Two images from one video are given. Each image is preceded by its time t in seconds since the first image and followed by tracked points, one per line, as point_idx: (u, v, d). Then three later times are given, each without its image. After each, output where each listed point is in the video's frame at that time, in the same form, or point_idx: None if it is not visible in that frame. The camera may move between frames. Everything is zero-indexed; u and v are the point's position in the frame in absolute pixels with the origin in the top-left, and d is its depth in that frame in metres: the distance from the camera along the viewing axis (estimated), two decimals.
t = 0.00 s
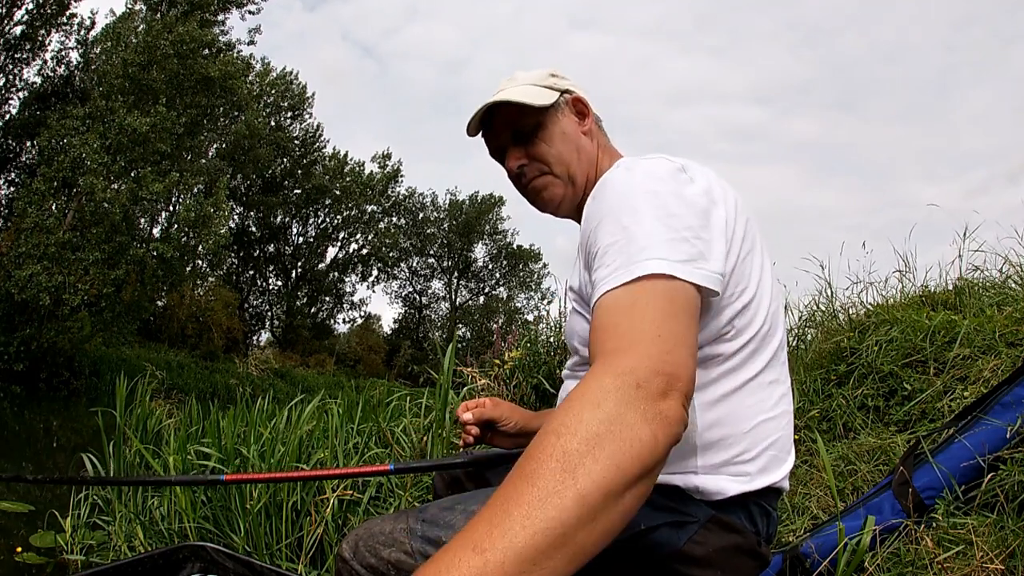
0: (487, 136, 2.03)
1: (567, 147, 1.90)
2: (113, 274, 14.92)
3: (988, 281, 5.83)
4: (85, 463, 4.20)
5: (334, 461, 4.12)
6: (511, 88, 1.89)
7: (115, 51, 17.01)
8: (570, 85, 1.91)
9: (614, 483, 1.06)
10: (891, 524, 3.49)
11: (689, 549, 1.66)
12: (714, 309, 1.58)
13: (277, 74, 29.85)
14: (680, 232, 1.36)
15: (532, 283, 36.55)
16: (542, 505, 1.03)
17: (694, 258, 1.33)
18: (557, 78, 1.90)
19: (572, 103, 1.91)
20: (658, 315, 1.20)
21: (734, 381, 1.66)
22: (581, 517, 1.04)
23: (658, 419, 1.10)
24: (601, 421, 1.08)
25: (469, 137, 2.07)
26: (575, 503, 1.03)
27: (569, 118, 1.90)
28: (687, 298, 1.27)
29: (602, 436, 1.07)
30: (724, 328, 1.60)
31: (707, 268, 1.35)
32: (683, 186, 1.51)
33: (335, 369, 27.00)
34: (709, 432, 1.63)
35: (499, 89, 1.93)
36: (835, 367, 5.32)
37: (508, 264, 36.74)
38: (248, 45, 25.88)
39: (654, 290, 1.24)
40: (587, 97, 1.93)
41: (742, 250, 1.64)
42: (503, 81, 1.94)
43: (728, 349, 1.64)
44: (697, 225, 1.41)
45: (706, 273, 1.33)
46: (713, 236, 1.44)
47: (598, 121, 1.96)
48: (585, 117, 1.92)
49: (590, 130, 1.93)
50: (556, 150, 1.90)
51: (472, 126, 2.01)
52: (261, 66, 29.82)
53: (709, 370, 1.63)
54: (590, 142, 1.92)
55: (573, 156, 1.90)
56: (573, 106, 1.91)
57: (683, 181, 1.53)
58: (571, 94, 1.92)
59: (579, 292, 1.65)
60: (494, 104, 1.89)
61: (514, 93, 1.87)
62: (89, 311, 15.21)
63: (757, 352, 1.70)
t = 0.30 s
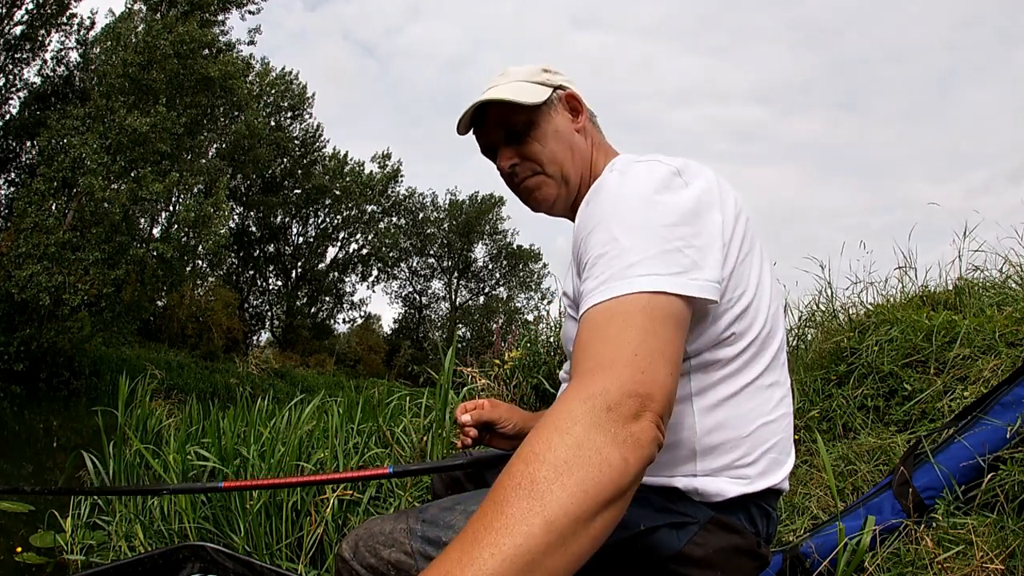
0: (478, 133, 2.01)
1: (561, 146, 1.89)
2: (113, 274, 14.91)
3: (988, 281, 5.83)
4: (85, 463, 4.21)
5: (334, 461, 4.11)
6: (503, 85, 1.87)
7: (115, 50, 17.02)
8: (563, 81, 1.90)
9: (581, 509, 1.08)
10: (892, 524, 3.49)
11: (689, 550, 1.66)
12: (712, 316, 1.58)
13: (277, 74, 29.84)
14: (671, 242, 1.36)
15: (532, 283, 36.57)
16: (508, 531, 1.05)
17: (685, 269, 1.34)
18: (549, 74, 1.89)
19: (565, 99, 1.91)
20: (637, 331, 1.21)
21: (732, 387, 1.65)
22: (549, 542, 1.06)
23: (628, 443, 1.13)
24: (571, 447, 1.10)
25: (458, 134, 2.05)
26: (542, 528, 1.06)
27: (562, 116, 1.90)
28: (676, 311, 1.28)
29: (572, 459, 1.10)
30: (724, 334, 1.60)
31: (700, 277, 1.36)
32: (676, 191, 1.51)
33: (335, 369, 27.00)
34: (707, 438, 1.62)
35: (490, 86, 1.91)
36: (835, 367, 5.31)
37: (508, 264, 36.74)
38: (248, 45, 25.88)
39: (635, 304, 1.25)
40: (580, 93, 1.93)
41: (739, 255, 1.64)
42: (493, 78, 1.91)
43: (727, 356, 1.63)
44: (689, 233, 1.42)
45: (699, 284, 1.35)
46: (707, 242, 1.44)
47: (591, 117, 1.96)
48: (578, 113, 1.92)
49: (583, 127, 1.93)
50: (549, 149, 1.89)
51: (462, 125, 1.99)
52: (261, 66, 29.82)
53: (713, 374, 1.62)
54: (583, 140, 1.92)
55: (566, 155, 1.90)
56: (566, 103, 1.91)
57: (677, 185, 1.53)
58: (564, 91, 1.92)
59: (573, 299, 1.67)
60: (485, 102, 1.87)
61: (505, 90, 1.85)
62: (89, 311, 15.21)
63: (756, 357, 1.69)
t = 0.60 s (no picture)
0: (475, 134, 2.01)
1: (557, 146, 1.89)
2: (113, 274, 14.90)
3: (988, 281, 5.83)
4: (85, 463, 4.21)
5: (334, 462, 4.11)
6: (499, 85, 1.88)
7: (115, 50, 17.03)
8: (560, 81, 1.90)
9: (562, 513, 1.08)
10: (891, 524, 3.49)
11: (688, 550, 1.66)
12: (709, 318, 1.58)
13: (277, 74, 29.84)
14: (666, 244, 1.36)
15: (532, 283, 36.58)
16: (490, 536, 1.07)
17: (678, 271, 1.34)
18: (546, 74, 1.88)
19: (563, 98, 1.91)
20: (623, 334, 1.21)
21: (731, 388, 1.65)
22: (531, 547, 1.06)
23: (607, 449, 1.13)
24: (551, 452, 1.11)
25: (456, 136, 2.06)
26: (523, 532, 1.06)
27: (557, 116, 1.90)
28: (668, 315, 1.28)
29: (553, 464, 1.11)
30: (723, 336, 1.60)
31: (694, 281, 1.37)
32: (671, 192, 1.51)
33: (335, 369, 27.01)
34: (707, 438, 1.62)
35: (487, 85, 1.92)
36: (835, 367, 5.31)
37: (508, 264, 36.77)
38: (248, 45, 25.89)
39: (624, 307, 1.25)
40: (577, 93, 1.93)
41: (738, 255, 1.64)
42: (490, 79, 1.92)
43: (725, 359, 1.63)
44: (683, 236, 1.42)
45: (694, 287, 1.35)
46: (702, 245, 1.44)
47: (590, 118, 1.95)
48: (576, 112, 1.92)
49: (580, 128, 1.93)
50: (546, 149, 1.89)
51: (458, 127, 2.00)
52: (261, 66, 29.81)
53: (712, 375, 1.62)
54: (580, 140, 1.92)
55: (563, 155, 1.90)
56: (564, 102, 1.91)
57: (672, 187, 1.53)
58: (563, 91, 1.91)
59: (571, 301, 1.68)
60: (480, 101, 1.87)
61: (501, 90, 1.86)
62: (89, 311, 15.21)
63: (754, 359, 1.68)
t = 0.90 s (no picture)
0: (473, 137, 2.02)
1: (553, 148, 1.89)
2: (113, 274, 14.90)
3: (988, 281, 5.83)
4: (85, 463, 4.20)
5: (334, 462, 4.11)
6: (495, 89, 1.88)
7: (115, 51, 17.01)
8: (556, 81, 1.89)
9: (558, 512, 1.08)
10: (891, 524, 3.49)
11: (688, 550, 1.66)
12: (707, 319, 1.58)
13: (277, 74, 29.85)
14: (660, 244, 1.36)
15: (532, 283, 36.58)
16: (485, 533, 1.07)
17: (675, 272, 1.34)
18: (542, 76, 1.88)
19: (559, 99, 1.90)
20: (617, 335, 1.21)
21: (729, 387, 1.65)
22: (526, 545, 1.07)
23: (604, 453, 1.13)
24: (548, 453, 1.11)
25: (453, 140, 2.07)
26: (518, 531, 1.07)
27: (555, 118, 1.90)
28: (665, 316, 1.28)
29: (550, 465, 1.11)
30: (721, 335, 1.60)
31: (689, 281, 1.36)
32: (668, 192, 1.51)
33: (335, 369, 27.01)
34: (706, 437, 1.62)
35: (484, 89, 1.92)
36: (835, 367, 5.31)
37: (508, 264, 36.77)
38: (249, 45, 25.90)
39: (619, 309, 1.25)
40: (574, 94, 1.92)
41: (735, 255, 1.64)
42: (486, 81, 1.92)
43: (723, 358, 1.63)
44: (679, 236, 1.41)
45: (690, 287, 1.35)
46: (698, 245, 1.44)
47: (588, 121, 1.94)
48: (573, 114, 1.91)
49: (577, 129, 1.92)
50: (543, 152, 1.89)
51: (454, 132, 2.01)
52: (261, 66, 29.81)
53: (709, 376, 1.62)
54: (578, 141, 1.91)
55: (559, 157, 1.90)
56: (561, 104, 1.90)
57: (669, 186, 1.53)
58: (559, 93, 1.91)
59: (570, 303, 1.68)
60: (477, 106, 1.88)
61: (497, 94, 1.86)
62: (89, 311, 15.20)
63: (751, 359, 1.68)
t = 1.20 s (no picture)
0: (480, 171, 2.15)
1: (536, 175, 1.95)
2: (113, 274, 14.90)
3: (988, 281, 5.83)
4: (85, 463, 4.20)
5: (334, 462, 4.11)
6: (472, 130, 1.98)
7: (115, 51, 17.00)
8: (527, 104, 1.91)
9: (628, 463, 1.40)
10: (891, 524, 3.49)
11: (688, 550, 1.65)
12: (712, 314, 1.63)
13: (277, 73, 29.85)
14: (686, 237, 1.49)
15: (532, 283, 36.59)
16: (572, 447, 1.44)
17: (704, 261, 1.46)
18: (513, 100, 1.92)
19: (533, 121, 1.92)
20: (705, 346, 1.37)
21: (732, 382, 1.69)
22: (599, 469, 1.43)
23: (676, 441, 1.37)
24: (628, 420, 1.39)
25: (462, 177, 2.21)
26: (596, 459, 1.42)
27: (532, 141, 1.93)
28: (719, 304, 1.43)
29: (627, 436, 1.39)
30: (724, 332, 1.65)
31: (716, 266, 1.48)
32: (683, 185, 1.61)
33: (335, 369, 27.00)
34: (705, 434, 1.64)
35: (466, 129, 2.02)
36: (835, 367, 5.31)
37: (508, 264, 36.78)
38: (249, 45, 25.91)
39: (688, 315, 1.40)
40: (548, 108, 1.92)
41: (743, 251, 1.68)
42: (471, 114, 2.02)
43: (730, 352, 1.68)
44: (704, 228, 1.53)
45: (715, 272, 1.46)
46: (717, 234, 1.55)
47: (571, 131, 1.93)
48: (551, 133, 1.92)
49: (558, 147, 1.93)
50: (527, 182, 1.96)
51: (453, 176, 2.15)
52: (262, 66, 29.82)
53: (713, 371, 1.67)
54: (558, 159, 1.92)
55: (544, 182, 1.95)
56: (536, 125, 1.92)
57: (681, 179, 1.62)
58: (533, 113, 1.93)
59: (574, 297, 1.72)
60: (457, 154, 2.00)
61: (473, 138, 1.96)
62: (89, 311, 15.21)
63: (757, 353, 1.72)
